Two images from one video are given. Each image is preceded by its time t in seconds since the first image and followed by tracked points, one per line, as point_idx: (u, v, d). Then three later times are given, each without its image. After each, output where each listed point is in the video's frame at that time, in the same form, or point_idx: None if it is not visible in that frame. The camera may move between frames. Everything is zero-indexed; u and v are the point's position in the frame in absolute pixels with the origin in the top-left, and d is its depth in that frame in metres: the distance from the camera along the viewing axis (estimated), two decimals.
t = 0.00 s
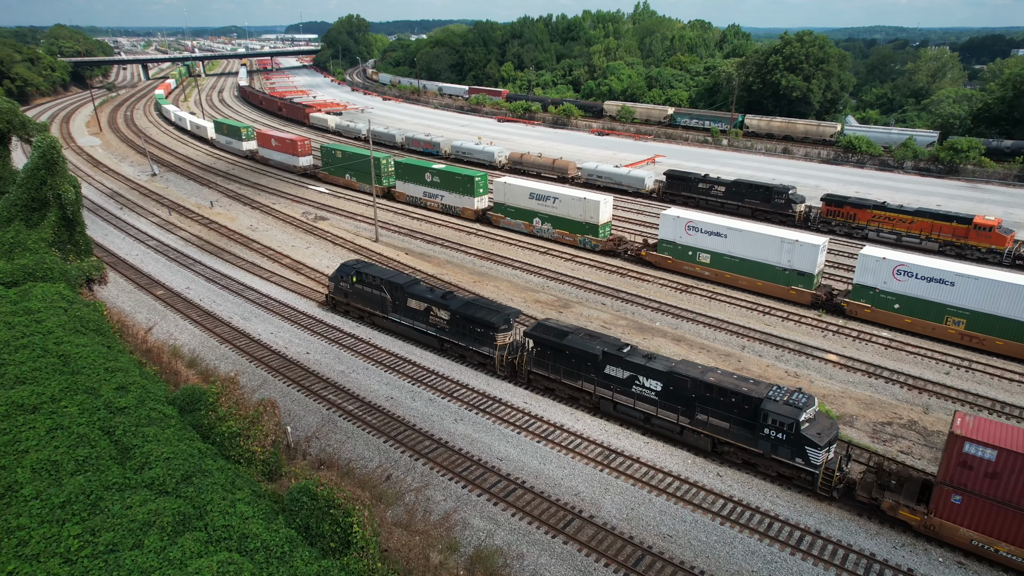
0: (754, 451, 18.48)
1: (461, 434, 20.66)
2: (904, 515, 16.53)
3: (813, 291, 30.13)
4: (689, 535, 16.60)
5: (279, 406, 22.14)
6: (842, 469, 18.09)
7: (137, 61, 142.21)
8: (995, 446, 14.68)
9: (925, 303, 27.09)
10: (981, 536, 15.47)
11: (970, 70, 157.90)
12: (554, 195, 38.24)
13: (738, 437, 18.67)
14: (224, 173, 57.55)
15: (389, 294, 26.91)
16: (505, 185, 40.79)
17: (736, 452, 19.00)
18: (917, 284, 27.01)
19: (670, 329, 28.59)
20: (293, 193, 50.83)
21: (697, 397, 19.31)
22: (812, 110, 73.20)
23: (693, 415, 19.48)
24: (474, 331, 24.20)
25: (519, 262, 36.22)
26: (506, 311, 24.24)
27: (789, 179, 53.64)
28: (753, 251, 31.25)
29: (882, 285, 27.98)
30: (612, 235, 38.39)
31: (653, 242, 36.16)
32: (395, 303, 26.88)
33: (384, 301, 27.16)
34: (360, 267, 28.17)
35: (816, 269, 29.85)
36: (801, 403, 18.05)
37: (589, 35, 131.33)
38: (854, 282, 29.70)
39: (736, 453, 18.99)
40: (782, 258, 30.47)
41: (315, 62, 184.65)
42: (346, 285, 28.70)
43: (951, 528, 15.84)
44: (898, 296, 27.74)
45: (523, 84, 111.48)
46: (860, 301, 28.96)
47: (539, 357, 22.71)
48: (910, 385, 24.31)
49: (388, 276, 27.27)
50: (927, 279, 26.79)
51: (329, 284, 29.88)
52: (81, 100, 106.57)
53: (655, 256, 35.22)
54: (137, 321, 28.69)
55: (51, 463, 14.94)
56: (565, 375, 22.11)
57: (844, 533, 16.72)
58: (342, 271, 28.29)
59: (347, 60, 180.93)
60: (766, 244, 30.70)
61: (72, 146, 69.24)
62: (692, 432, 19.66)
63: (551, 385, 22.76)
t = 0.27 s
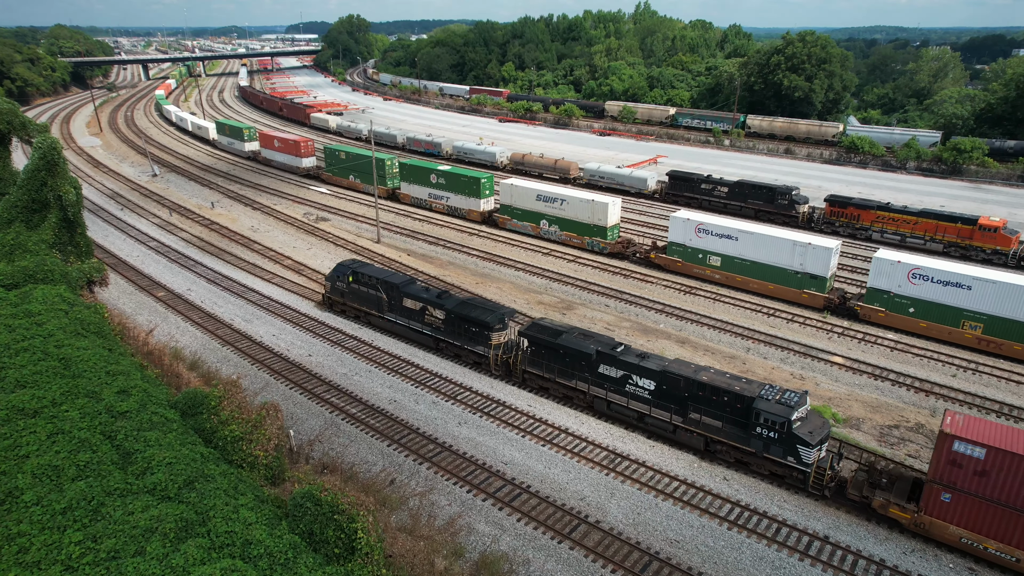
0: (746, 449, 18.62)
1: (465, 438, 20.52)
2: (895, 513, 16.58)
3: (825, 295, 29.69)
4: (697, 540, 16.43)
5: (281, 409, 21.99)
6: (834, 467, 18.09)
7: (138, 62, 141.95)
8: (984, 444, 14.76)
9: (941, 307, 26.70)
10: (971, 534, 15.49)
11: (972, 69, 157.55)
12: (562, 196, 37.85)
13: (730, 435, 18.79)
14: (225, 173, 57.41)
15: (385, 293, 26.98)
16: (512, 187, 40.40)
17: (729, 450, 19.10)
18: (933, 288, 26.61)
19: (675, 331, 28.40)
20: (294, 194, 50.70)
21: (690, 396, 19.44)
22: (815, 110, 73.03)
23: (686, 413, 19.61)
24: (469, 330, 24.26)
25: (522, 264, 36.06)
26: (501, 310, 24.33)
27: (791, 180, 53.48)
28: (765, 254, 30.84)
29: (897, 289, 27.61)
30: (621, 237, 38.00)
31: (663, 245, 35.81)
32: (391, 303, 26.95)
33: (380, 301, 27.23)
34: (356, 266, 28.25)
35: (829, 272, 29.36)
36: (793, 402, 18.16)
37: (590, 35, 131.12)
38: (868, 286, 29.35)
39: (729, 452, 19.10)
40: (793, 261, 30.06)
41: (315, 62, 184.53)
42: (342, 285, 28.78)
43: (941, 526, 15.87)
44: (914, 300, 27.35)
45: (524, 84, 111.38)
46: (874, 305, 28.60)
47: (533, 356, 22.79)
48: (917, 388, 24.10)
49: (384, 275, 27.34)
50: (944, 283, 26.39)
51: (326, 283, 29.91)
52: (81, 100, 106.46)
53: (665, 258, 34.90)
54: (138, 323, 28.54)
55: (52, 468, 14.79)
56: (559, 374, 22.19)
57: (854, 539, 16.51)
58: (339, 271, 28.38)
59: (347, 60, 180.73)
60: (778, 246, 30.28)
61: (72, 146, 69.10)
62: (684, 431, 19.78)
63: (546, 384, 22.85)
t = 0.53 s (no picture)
0: (735, 446, 18.68)
1: (467, 439, 20.43)
2: (881, 509, 16.68)
3: (836, 298, 29.40)
4: (701, 543, 16.34)
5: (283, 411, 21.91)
6: (822, 464, 18.18)
7: (138, 62, 141.77)
8: (968, 441, 14.84)
9: (955, 310, 26.45)
10: (955, 529, 15.60)
11: (972, 69, 157.46)
12: (568, 198, 37.62)
13: (720, 432, 18.84)
14: (225, 174, 57.35)
15: (380, 292, 27.08)
16: (517, 188, 40.15)
17: (718, 447, 19.17)
18: (946, 291, 26.34)
19: (677, 332, 28.33)
20: (295, 194, 50.64)
21: (681, 393, 19.51)
22: (816, 110, 72.96)
23: (676, 411, 19.69)
24: (463, 328, 24.36)
25: (523, 264, 35.98)
26: (494, 308, 24.45)
27: (793, 180, 53.40)
28: (775, 256, 30.56)
29: (909, 292, 27.35)
30: (627, 238, 37.82)
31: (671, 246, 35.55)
32: (386, 301, 27.04)
33: (375, 300, 27.34)
34: (352, 265, 28.39)
35: (840, 275, 29.04)
36: (781, 399, 18.27)
37: (591, 35, 131.02)
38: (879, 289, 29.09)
39: (719, 449, 19.18)
40: (804, 263, 29.74)
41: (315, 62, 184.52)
42: (337, 284, 28.91)
43: (925, 521, 15.99)
44: (926, 303, 27.09)
45: (525, 84, 111.34)
46: (886, 308, 28.30)
47: (526, 354, 22.90)
48: (920, 389, 24.01)
49: (378, 274, 27.47)
50: (957, 286, 26.13)
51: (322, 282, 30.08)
52: (81, 101, 106.41)
53: (673, 260, 34.63)
54: (139, 324, 28.46)
55: (53, 471, 14.69)
56: (551, 372, 22.30)
57: (858, 541, 16.41)
58: (334, 270, 28.51)
59: (347, 60, 180.57)
60: (788, 248, 29.98)
61: (72, 147, 69.04)
62: (675, 428, 19.86)
63: (539, 382, 22.94)
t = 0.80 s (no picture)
0: (723, 441, 18.85)
1: (468, 440, 20.39)
2: (865, 504, 16.90)
3: (846, 300, 29.19)
4: (703, 544, 16.29)
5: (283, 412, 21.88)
6: (808, 459, 18.36)
7: (138, 62, 141.58)
8: (949, 435, 14.99)
9: (967, 312, 26.16)
10: (938, 522, 15.80)
11: (973, 69, 157.40)
12: (574, 199, 37.41)
13: (708, 428, 19.03)
14: (225, 173, 57.30)
15: (374, 290, 27.26)
16: (522, 189, 39.94)
17: (706, 443, 19.35)
18: (958, 294, 26.05)
19: (678, 332, 28.28)
20: (295, 194, 50.62)
21: (669, 390, 19.65)
22: (816, 110, 72.94)
23: (665, 407, 19.86)
24: (455, 325, 24.52)
25: (524, 264, 35.94)
26: (486, 305, 24.59)
27: (794, 180, 53.36)
28: (784, 257, 30.33)
29: (920, 294, 27.03)
30: (634, 240, 37.53)
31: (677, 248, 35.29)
32: (380, 299, 27.22)
33: (369, 298, 27.54)
34: (346, 263, 28.70)
35: (850, 277, 28.89)
36: (768, 394, 18.37)
37: (591, 35, 130.95)
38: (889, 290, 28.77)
39: (707, 444, 19.35)
40: (813, 265, 29.54)
41: (315, 62, 184.50)
42: (332, 282, 29.12)
43: (908, 514, 16.19)
44: (938, 305, 26.80)
45: (525, 84, 111.34)
46: (896, 310, 28.02)
47: (518, 351, 23.08)
48: (922, 389, 23.96)
49: (372, 272, 27.64)
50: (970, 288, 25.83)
51: (317, 280, 30.24)
52: (81, 101, 106.37)
53: (680, 262, 34.37)
54: (139, 325, 28.42)
55: (53, 472, 14.65)
56: (543, 369, 22.48)
57: (860, 542, 16.37)
58: (329, 268, 28.70)
59: (347, 60, 180.45)
60: (797, 250, 29.77)
61: (72, 147, 68.98)
62: (664, 424, 20.03)
63: (530, 378, 23.11)
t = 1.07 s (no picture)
0: (709, 436, 19.10)
1: (469, 440, 20.37)
2: (848, 497, 17.03)
3: (854, 302, 29.07)
4: (704, 544, 16.27)
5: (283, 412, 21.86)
6: (793, 453, 18.55)
7: (137, 62, 141.39)
8: (930, 429, 15.26)
9: (978, 314, 25.96)
10: (919, 514, 16.01)
11: (972, 69, 157.29)
12: (580, 200, 37.26)
13: (694, 423, 19.30)
14: (225, 173, 57.25)
15: (368, 288, 27.49)
16: (526, 190, 39.82)
17: (693, 437, 19.62)
18: (969, 295, 25.85)
19: (678, 332, 28.26)
20: (295, 194, 50.60)
21: (657, 385, 19.95)
22: (816, 110, 72.93)
23: (653, 402, 20.15)
24: (448, 322, 24.77)
25: (524, 264, 35.93)
26: (478, 303, 24.82)
27: (794, 180, 53.33)
28: (792, 258, 30.19)
29: (930, 295, 26.84)
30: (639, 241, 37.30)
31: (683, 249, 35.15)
32: (373, 297, 27.44)
33: (363, 295, 27.77)
34: (341, 261, 28.91)
35: (858, 279, 28.81)
36: (754, 390, 18.61)
37: (591, 34, 130.90)
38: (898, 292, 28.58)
39: (694, 439, 19.63)
40: (822, 267, 29.42)
41: (315, 62, 184.43)
42: (327, 280, 29.31)
43: (890, 507, 16.41)
44: (948, 307, 26.60)
45: (526, 83, 111.36)
46: (905, 312, 27.83)
47: (509, 348, 23.34)
48: (923, 389, 23.94)
49: (366, 270, 27.87)
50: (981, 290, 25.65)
51: (311, 278, 30.45)
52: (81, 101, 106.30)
53: (686, 263, 34.19)
54: (140, 325, 28.39)
55: (53, 472, 14.63)
56: (533, 365, 22.74)
57: (861, 541, 16.34)
58: (323, 266, 28.91)
59: (347, 60, 180.40)
60: (806, 251, 29.65)
61: (72, 147, 68.92)
62: (652, 419, 20.31)
63: (521, 375, 23.35)
